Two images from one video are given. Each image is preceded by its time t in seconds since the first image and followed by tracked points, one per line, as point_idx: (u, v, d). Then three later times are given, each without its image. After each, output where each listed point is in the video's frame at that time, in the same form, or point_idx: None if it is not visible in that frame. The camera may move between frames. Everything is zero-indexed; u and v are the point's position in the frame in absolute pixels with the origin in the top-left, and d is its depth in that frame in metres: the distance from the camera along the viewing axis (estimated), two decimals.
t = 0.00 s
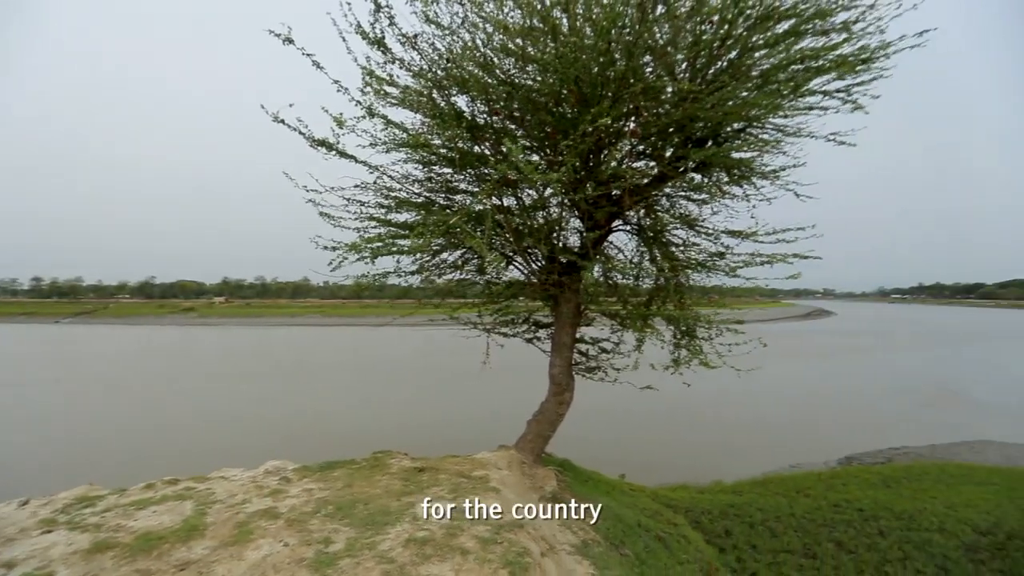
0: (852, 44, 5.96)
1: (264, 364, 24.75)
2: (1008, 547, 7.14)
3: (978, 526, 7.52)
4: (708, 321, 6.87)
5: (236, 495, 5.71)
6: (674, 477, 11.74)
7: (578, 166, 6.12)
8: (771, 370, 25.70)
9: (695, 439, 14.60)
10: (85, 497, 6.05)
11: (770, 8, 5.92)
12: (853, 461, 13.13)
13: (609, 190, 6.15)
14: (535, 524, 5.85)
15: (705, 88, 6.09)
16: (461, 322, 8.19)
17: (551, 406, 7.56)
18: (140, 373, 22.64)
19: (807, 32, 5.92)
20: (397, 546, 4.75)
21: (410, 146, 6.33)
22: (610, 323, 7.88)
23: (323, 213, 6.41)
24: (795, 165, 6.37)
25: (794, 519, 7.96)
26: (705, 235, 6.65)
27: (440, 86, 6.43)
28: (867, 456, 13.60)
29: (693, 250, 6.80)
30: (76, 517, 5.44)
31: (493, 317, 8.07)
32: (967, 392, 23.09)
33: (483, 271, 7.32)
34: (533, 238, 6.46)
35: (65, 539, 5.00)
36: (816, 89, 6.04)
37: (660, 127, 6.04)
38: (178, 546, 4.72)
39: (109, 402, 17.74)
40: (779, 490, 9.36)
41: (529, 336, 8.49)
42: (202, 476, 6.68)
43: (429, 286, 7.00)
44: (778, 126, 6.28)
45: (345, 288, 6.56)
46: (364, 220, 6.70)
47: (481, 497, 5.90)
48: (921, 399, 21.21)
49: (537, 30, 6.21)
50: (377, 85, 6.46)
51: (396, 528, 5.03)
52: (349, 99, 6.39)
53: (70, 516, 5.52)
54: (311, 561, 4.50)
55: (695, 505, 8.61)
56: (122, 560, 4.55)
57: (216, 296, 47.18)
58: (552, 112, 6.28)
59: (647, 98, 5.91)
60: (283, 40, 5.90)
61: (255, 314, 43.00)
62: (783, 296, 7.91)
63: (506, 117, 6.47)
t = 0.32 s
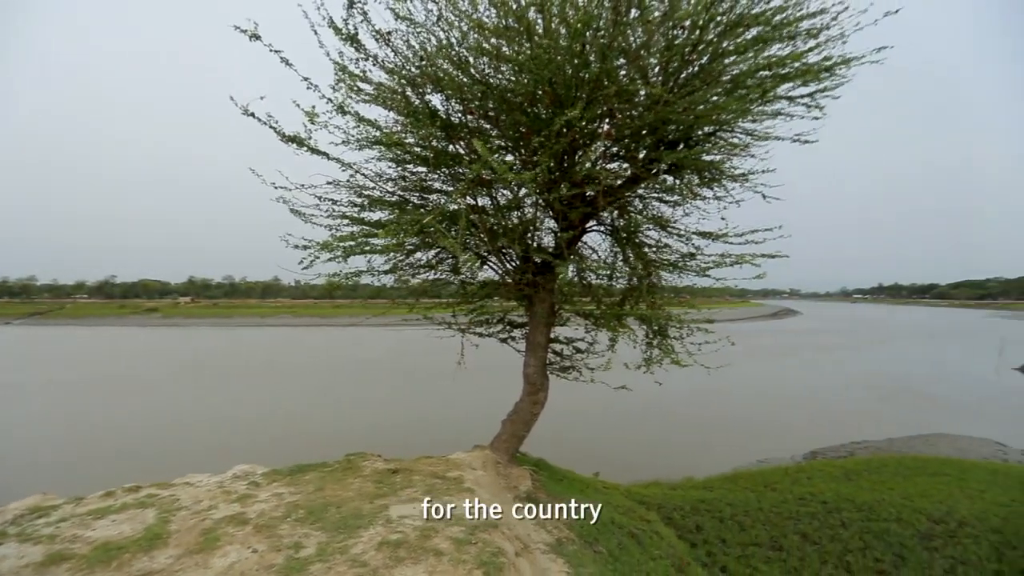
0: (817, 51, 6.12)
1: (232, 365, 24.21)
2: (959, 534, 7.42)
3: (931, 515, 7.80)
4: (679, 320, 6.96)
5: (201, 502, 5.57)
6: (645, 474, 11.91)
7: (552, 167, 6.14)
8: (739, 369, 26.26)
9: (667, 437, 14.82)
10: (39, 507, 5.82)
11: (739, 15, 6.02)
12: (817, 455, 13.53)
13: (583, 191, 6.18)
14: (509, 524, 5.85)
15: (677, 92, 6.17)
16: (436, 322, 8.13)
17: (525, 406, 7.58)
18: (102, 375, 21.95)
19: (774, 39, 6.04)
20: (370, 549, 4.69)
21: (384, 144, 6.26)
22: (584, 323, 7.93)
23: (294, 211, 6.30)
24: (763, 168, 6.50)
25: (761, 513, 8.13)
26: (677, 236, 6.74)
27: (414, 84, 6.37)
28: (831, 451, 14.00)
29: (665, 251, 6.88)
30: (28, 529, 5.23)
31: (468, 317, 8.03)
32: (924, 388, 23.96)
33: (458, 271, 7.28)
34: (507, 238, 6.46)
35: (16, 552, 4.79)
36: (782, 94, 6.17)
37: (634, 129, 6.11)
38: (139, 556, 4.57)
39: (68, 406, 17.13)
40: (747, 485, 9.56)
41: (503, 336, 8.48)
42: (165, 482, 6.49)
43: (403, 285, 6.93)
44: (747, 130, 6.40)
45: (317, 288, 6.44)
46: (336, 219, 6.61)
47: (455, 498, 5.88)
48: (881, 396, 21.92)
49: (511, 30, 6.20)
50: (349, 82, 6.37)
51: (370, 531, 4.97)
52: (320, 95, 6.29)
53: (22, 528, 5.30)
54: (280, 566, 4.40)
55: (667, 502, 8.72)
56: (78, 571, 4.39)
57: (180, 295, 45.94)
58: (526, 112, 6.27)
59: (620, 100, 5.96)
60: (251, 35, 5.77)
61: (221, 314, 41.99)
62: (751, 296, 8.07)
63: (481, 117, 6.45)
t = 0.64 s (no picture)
0: (785, 60, 6.27)
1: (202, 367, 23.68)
2: (917, 523, 7.65)
3: (891, 506, 8.04)
4: (653, 320, 7.03)
5: (166, 509, 5.42)
6: (619, 472, 12.03)
7: (528, 167, 6.14)
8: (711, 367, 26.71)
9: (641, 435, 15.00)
10: None
11: (712, 22, 6.14)
12: (785, 450, 13.85)
13: (558, 191, 6.19)
14: (485, 525, 5.83)
15: (651, 96, 6.24)
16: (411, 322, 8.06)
17: (501, 406, 7.56)
18: (64, 378, 21.24)
19: (744, 46, 6.17)
20: (343, 553, 4.62)
21: (358, 142, 6.18)
22: (559, 323, 7.95)
23: (265, 208, 6.16)
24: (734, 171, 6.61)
25: (732, 508, 8.27)
26: (651, 237, 6.80)
27: (389, 82, 6.31)
28: (799, 446, 14.35)
29: (639, 252, 6.94)
30: None
31: (443, 317, 7.99)
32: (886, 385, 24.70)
33: (433, 271, 7.24)
34: (483, 238, 6.44)
35: None
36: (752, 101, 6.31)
37: (608, 130, 6.15)
38: (99, 566, 4.43)
39: (28, 409, 16.52)
40: (718, 481, 9.72)
41: (479, 336, 8.46)
42: (128, 489, 6.31)
43: (378, 285, 6.87)
44: (719, 135, 6.51)
45: (288, 288, 6.32)
46: (309, 217, 6.51)
47: (429, 499, 5.84)
48: (846, 393, 22.53)
49: (487, 29, 6.19)
50: (322, 78, 6.26)
51: (343, 535, 4.90)
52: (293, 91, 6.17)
53: None
54: (249, 573, 4.31)
55: (641, 499, 8.82)
56: None
57: (146, 295, 44.72)
58: (503, 112, 6.27)
59: (596, 102, 6.01)
60: (220, 26, 5.62)
61: (188, 314, 40.98)
62: (722, 296, 8.21)
63: (457, 116, 6.42)
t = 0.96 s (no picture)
0: (755, 67, 6.38)
1: (171, 369, 23.15)
2: (877, 514, 7.86)
3: (854, 498, 8.25)
4: (627, 320, 7.09)
5: (128, 517, 5.25)
6: (593, 470, 12.11)
7: (504, 167, 6.11)
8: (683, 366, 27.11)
9: (614, 434, 15.12)
10: None
11: (684, 27, 6.22)
12: (755, 446, 14.16)
13: (534, 191, 6.19)
14: (460, 525, 5.79)
15: (626, 98, 6.28)
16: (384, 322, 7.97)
17: (476, 406, 7.53)
18: (30, 381, 20.50)
19: (716, 52, 6.27)
20: (315, 559, 4.53)
21: (331, 139, 6.08)
22: (534, 323, 7.95)
23: (232, 205, 6.01)
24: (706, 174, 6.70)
25: (703, 504, 8.40)
26: (625, 237, 6.84)
27: (362, 79, 6.23)
28: (767, 442, 14.66)
29: (612, 252, 6.99)
30: None
31: (417, 317, 7.91)
32: (849, 382, 25.40)
33: (407, 270, 7.18)
34: (458, 238, 6.40)
35: None
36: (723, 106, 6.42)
37: (583, 132, 6.17)
38: None
39: None
40: (690, 477, 9.86)
41: (454, 336, 8.42)
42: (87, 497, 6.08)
43: (351, 284, 6.77)
44: (691, 138, 6.60)
45: (258, 288, 6.18)
46: (279, 215, 6.37)
47: (404, 501, 5.79)
48: (811, 391, 23.10)
49: (463, 29, 6.16)
50: (294, 72, 6.14)
51: (315, 539, 4.81)
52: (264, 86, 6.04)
53: None
54: None
55: (615, 497, 8.88)
56: None
57: (107, 296, 43.30)
58: (478, 112, 6.23)
59: (571, 103, 6.02)
60: (186, 17, 5.46)
61: (152, 315, 39.86)
62: (695, 297, 8.31)
63: (432, 115, 6.37)
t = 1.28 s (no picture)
0: (730, 71, 6.46)
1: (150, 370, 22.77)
2: (846, 507, 8.04)
3: (824, 493, 8.42)
4: (605, 320, 7.13)
5: (93, 525, 5.09)
6: (572, 470, 12.18)
7: (483, 167, 6.08)
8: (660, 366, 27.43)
9: (592, 433, 15.24)
10: None
11: (661, 31, 6.28)
12: (730, 443, 14.42)
13: (513, 191, 6.17)
14: (438, 527, 5.75)
15: (604, 100, 6.31)
16: (362, 322, 7.88)
17: (455, 407, 7.50)
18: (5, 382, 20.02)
19: (692, 56, 6.33)
20: (289, 564, 4.44)
21: (307, 136, 5.98)
22: (513, 323, 7.94)
23: (204, 203, 5.86)
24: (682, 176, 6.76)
25: (679, 501, 8.49)
26: (603, 238, 6.87)
27: (339, 76, 6.14)
28: (741, 440, 14.91)
29: (591, 253, 7.02)
30: None
31: (395, 317, 7.84)
32: (819, 381, 25.97)
33: (385, 270, 7.10)
34: (437, 238, 6.36)
35: None
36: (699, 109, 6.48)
37: (562, 133, 6.18)
38: None
39: None
40: (666, 475, 9.97)
41: (433, 336, 8.36)
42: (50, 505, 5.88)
43: (328, 284, 6.68)
44: (668, 140, 6.66)
45: (231, 288, 6.04)
46: (253, 213, 6.24)
47: (381, 503, 5.73)
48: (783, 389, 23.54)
49: (442, 28, 6.12)
50: (270, 68, 6.02)
51: (290, 544, 4.73)
52: (237, 81, 5.90)
53: None
54: None
55: (594, 495, 8.94)
56: None
57: (72, 296, 42.00)
58: (457, 111, 6.20)
59: (550, 105, 6.03)
60: (156, 8, 5.30)
61: (119, 315, 38.80)
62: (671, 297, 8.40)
63: (411, 114, 6.32)
